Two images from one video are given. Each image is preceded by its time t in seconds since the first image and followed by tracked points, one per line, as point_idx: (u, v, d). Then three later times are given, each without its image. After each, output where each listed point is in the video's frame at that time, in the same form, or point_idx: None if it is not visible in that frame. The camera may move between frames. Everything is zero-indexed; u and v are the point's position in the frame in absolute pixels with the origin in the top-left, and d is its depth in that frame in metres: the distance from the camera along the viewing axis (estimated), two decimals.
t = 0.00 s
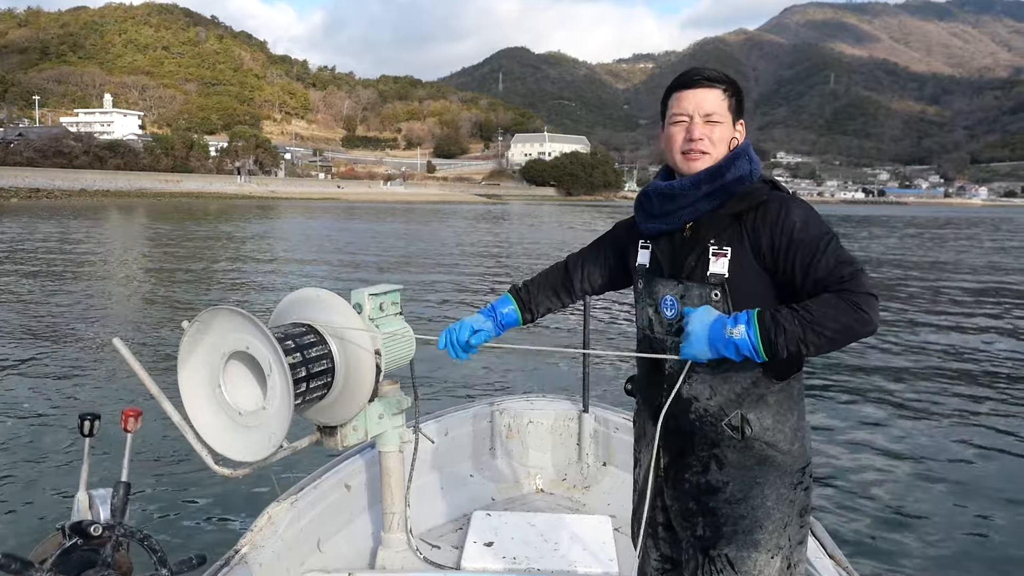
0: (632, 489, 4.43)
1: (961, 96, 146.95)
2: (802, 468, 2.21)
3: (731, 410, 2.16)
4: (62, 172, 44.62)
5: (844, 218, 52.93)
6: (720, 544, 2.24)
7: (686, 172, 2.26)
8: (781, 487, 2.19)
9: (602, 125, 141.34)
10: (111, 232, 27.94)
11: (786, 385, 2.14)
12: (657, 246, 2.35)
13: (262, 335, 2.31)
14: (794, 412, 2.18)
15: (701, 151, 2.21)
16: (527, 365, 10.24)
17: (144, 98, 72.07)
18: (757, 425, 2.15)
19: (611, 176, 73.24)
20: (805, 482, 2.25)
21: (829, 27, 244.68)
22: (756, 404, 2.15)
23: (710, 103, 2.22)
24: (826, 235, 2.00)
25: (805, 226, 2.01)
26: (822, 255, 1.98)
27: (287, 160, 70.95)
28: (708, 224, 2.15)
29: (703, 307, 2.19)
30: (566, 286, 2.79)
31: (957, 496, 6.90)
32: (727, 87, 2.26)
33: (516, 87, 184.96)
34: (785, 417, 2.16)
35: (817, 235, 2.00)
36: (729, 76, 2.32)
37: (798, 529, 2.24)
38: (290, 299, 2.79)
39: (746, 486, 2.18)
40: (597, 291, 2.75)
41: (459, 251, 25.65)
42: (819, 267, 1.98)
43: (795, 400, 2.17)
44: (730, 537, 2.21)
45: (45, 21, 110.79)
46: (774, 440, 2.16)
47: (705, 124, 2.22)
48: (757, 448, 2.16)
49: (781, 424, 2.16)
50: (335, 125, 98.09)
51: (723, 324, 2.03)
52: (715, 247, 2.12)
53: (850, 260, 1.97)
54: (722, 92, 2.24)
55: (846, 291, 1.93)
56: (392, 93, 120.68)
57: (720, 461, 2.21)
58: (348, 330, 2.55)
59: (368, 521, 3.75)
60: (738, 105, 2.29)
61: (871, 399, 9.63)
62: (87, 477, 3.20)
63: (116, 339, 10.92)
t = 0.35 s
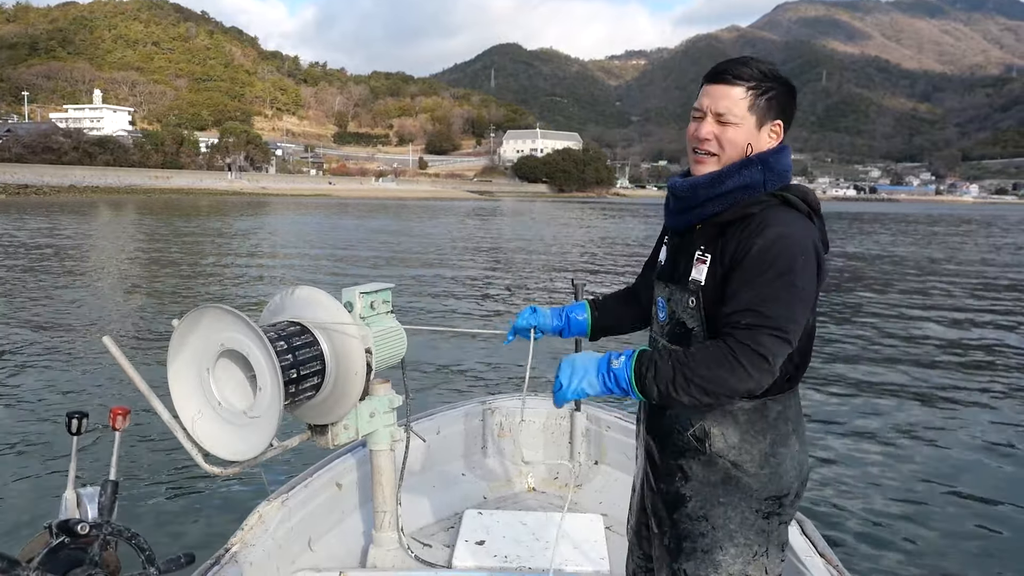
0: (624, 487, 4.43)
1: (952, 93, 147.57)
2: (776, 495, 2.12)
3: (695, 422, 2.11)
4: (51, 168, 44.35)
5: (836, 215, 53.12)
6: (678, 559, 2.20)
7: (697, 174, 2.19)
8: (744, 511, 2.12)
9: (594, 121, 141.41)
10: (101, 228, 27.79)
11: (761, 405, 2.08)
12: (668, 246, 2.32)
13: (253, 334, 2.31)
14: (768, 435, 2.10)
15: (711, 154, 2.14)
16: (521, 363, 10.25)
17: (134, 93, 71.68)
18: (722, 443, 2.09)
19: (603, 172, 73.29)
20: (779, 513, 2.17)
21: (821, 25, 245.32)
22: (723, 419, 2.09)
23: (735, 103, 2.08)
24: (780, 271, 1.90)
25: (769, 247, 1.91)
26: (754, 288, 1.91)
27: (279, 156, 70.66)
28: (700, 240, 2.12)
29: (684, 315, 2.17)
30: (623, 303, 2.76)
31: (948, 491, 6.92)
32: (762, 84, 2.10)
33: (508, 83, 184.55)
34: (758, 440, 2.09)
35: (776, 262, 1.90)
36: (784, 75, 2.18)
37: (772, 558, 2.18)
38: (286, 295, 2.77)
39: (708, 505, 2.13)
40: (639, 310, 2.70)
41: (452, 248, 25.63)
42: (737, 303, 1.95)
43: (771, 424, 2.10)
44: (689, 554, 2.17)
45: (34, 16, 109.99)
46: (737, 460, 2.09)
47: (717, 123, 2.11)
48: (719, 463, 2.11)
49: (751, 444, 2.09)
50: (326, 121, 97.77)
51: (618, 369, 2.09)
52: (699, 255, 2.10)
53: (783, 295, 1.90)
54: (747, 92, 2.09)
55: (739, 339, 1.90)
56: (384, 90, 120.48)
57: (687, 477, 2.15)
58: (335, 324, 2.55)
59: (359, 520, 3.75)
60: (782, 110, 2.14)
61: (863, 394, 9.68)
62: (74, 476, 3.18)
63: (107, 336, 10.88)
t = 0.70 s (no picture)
0: (633, 485, 4.43)
1: (959, 89, 146.98)
2: (725, 497, 1.99)
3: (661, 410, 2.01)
4: (56, 167, 44.57)
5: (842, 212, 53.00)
6: (648, 542, 2.14)
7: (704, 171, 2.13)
8: (695, 508, 2.02)
9: (599, 119, 141.26)
10: (107, 227, 27.86)
11: (721, 405, 1.92)
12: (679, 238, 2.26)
13: (257, 336, 2.32)
14: (721, 436, 1.95)
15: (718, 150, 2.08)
16: (527, 361, 10.20)
17: (140, 93, 71.89)
18: (680, 432, 1.98)
19: (608, 170, 73.22)
20: (735, 517, 2.02)
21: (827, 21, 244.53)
22: (682, 411, 1.98)
23: (750, 98, 1.99)
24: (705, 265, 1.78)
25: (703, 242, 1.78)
26: (675, 272, 1.80)
27: (284, 155, 70.79)
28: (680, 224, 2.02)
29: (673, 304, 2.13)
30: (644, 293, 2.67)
31: (959, 488, 6.84)
32: (790, 82, 1.99)
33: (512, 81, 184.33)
34: (711, 438, 1.95)
35: (702, 250, 1.78)
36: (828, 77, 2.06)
37: (726, 562, 2.06)
38: (293, 293, 2.75)
39: (668, 494, 2.05)
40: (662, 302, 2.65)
41: (457, 246, 25.62)
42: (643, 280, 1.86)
43: (727, 426, 1.94)
44: (657, 542, 2.10)
45: (40, 16, 110.32)
46: (691, 453, 1.98)
47: (727, 120, 2.05)
48: (677, 456, 2.01)
49: (706, 441, 1.96)
50: (331, 120, 97.96)
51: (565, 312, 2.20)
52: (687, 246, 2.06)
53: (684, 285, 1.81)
54: (759, 87, 1.98)
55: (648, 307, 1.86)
56: (389, 88, 120.48)
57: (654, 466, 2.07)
58: (341, 323, 2.55)
59: (368, 518, 3.74)
60: (802, 112, 2.00)
61: (872, 391, 9.61)
62: (83, 477, 3.19)
63: (114, 337, 10.87)
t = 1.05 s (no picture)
0: (641, 485, 4.44)
1: (965, 89, 146.51)
2: (756, 481, 1.99)
3: (683, 403, 1.99)
4: (61, 169, 44.70)
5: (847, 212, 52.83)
6: (673, 538, 2.10)
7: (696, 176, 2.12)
8: (728, 494, 2.00)
9: (604, 119, 141.17)
10: (112, 228, 27.92)
11: (744, 392, 1.93)
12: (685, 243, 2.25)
13: (270, 337, 2.31)
14: (747, 422, 1.94)
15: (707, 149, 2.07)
16: (532, 360, 10.18)
17: (145, 94, 72.09)
18: (704, 426, 1.97)
19: (613, 171, 73.17)
20: (764, 499, 2.02)
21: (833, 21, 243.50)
22: (705, 403, 1.96)
23: (730, 101, 1.99)
24: (735, 255, 1.77)
25: (732, 233, 1.78)
26: (705, 273, 1.80)
27: (288, 156, 70.87)
28: (690, 227, 2.01)
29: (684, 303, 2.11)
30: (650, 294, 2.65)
31: (965, 486, 6.83)
32: (767, 79, 2.00)
33: (516, 81, 184.18)
34: (738, 424, 1.95)
35: (732, 239, 1.78)
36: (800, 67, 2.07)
37: (757, 547, 2.05)
38: (300, 294, 2.76)
39: (695, 487, 2.02)
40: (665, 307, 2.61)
41: (461, 246, 25.65)
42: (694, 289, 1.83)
43: (751, 410, 1.94)
44: (684, 535, 2.07)
45: (45, 18, 110.70)
46: (720, 444, 1.96)
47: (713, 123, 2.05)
48: (703, 449, 1.99)
49: (733, 429, 1.95)
50: (336, 121, 98.10)
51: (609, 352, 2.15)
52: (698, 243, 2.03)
53: (735, 284, 1.76)
54: (741, 85, 1.99)
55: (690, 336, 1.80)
56: (393, 89, 120.63)
57: (679, 462, 2.04)
58: (352, 326, 2.55)
59: (378, 517, 3.74)
60: (785, 106, 2.01)
61: (879, 390, 9.54)
62: (92, 477, 3.19)
63: (121, 337, 10.89)
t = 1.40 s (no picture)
0: (651, 488, 4.43)
1: (968, 90, 146.36)
2: (839, 467, 2.11)
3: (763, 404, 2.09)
4: (63, 170, 44.91)
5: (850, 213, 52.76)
6: (749, 539, 2.14)
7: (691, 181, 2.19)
8: (814, 485, 2.09)
9: (606, 121, 141.27)
10: (115, 229, 28.02)
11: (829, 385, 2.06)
12: (696, 244, 2.31)
13: (280, 340, 2.30)
14: (835, 410, 2.08)
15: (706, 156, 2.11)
16: (539, 361, 10.18)
17: (147, 95, 72.31)
18: (792, 421, 2.08)
19: (615, 172, 73.24)
20: (842, 480, 2.14)
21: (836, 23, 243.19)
22: (792, 396, 2.08)
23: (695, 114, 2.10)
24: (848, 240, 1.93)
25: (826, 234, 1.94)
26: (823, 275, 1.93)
27: (290, 157, 71.03)
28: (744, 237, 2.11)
29: (736, 308, 2.18)
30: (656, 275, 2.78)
31: (968, 486, 6.84)
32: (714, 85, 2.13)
33: (519, 83, 184.34)
34: (825, 414, 2.08)
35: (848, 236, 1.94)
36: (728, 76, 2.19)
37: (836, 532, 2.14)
38: (306, 296, 2.78)
39: (777, 483, 2.10)
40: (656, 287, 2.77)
41: (464, 247, 25.71)
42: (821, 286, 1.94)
43: (835, 398, 2.09)
44: (759, 532, 2.13)
45: (49, 19, 111.14)
46: (807, 437, 2.07)
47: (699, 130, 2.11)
48: (792, 445, 2.08)
49: (820, 420, 2.08)
50: (338, 122, 98.24)
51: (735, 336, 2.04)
52: (748, 249, 2.10)
53: (854, 268, 1.92)
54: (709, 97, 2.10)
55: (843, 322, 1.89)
56: (396, 90, 120.84)
57: (756, 457, 2.12)
58: (361, 326, 2.56)
59: (385, 519, 3.75)
60: (739, 110, 2.14)
61: (885, 393, 9.53)
62: (102, 478, 3.19)
63: (129, 339, 10.92)
